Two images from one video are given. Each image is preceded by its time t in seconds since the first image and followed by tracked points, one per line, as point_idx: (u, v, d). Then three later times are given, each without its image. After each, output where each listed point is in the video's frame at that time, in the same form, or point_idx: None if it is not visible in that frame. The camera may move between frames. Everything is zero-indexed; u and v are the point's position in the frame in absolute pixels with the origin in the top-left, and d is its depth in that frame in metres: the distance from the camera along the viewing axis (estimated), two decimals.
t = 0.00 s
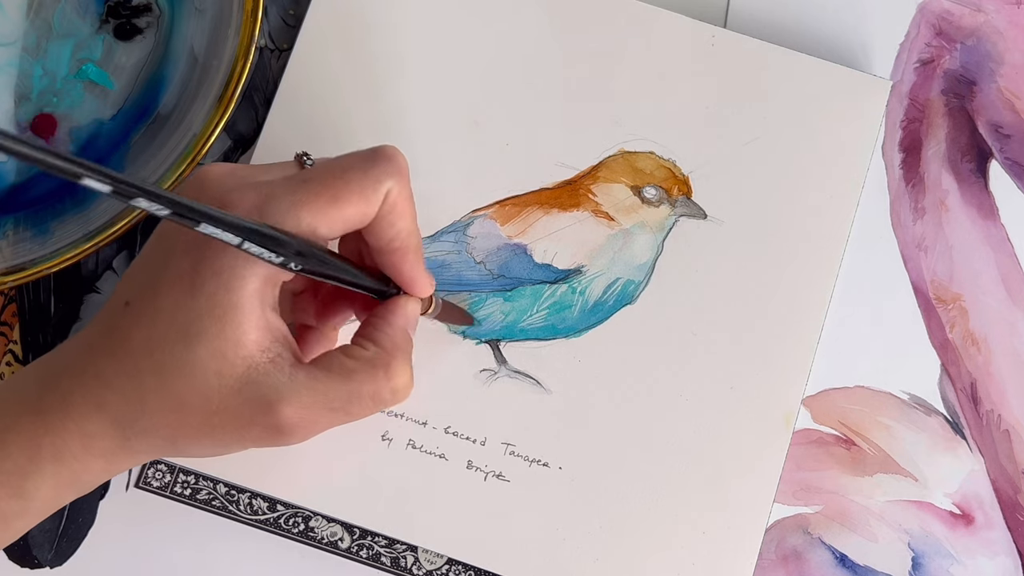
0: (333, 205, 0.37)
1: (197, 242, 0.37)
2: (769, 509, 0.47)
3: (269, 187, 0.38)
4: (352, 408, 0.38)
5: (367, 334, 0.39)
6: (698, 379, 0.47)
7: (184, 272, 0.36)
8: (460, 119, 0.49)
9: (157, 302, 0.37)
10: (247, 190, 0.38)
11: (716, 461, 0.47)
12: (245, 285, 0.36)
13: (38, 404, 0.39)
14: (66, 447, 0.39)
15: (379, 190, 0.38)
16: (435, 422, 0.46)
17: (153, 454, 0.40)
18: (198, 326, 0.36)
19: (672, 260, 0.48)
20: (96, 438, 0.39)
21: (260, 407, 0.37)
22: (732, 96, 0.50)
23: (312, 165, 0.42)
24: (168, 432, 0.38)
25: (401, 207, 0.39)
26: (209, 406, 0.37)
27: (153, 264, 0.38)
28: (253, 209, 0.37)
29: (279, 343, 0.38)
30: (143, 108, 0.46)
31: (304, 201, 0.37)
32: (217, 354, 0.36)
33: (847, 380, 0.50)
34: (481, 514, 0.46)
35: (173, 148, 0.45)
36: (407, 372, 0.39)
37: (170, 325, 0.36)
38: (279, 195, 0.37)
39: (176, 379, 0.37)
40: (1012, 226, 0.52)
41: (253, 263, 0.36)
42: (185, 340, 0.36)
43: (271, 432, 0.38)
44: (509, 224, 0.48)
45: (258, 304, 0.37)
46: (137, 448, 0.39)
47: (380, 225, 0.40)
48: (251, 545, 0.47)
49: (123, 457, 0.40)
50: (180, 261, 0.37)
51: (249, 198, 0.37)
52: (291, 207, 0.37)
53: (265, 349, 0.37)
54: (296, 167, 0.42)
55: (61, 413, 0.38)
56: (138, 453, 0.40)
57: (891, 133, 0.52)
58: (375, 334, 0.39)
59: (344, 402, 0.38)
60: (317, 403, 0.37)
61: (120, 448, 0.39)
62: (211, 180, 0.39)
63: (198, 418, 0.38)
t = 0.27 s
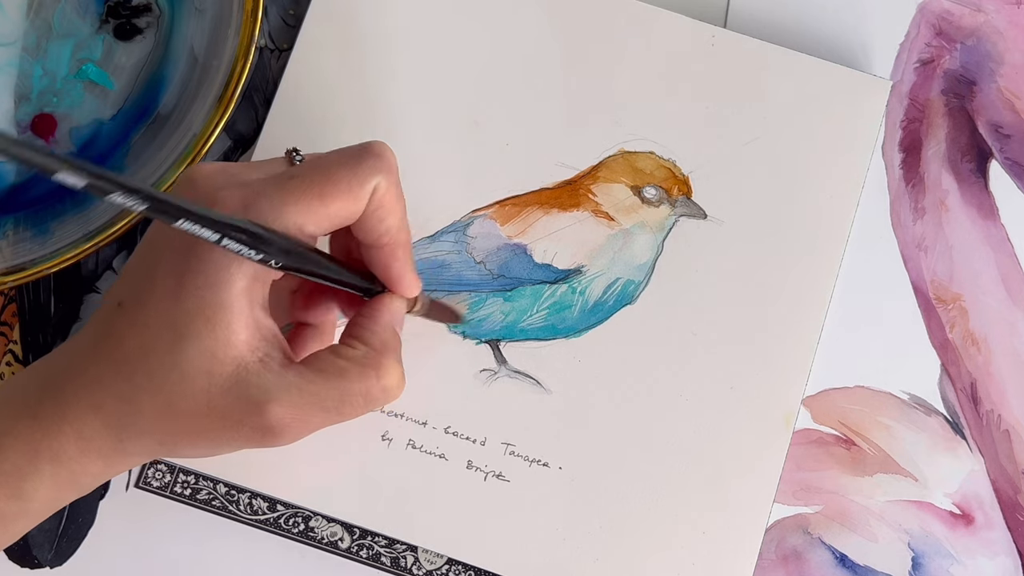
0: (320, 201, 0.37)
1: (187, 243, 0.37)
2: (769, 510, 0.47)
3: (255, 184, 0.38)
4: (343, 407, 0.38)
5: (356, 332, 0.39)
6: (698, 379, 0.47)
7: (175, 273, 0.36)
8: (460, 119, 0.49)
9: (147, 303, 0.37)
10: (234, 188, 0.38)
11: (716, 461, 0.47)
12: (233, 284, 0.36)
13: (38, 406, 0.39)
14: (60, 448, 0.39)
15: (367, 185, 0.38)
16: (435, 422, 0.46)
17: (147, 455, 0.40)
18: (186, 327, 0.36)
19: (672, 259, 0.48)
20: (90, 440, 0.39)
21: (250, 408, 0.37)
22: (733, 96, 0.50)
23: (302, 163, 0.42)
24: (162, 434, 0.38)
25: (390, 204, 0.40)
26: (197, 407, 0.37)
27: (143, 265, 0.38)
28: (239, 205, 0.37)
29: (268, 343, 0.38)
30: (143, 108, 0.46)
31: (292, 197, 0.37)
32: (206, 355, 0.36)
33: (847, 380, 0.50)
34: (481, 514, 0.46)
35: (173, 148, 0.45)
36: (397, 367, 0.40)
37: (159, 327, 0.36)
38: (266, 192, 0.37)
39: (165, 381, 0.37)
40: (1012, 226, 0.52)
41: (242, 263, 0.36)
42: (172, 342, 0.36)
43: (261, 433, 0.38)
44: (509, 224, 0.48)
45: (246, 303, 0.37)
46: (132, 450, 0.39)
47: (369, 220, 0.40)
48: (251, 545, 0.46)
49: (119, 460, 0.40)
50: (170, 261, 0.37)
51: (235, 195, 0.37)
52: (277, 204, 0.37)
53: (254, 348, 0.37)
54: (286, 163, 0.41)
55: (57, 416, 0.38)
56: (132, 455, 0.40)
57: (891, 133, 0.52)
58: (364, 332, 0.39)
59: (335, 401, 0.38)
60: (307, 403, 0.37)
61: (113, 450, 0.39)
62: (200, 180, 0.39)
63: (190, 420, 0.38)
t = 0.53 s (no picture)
0: (351, 224, 0.37)
1: (214, 256, 0.36)
2: (769, 509, 0.47)
3: (286, 201, 0.37)
4: (368, 421, 0.39)
5: (376, 349, 0.40)
6: (698, 379, 0.47)
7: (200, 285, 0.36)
8: (460, 119, 0.49)
9: (170, 313, 0.37)
10: (264, 204, 0.37)
11: (716, 461, 0.47)
12: (262, 299, 0.36)
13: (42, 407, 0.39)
14: (69, 454, 0.39)
15: (398, 212, 0.38)
16: (435, 422, 0.46)
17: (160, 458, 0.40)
18: (214, 338, 0.36)
19: (672, 259, 0.48)
20: (104, 446, 0.39)
21: (277, 421, 0.37)
22: (732, 96, 0.50)
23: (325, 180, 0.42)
24: (180, 443, 0.38)
25: (414, 230, 0.40)
26: (222, 418, 0.37)
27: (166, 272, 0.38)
28: (270, 224, 0.36)
29: (294, 356, 0.38)
30: (143, 109, 0.46)
31: (323, 219, 0.37)
32: (235, 367, 0.36)
33: (847, 380, 0.50)
34: (481, 514, 0.46)
35: (173, 148, 0.45)
36: (418, 386, 0.40)
37: (184, 337, 0.36)
38: (297, 212, 0.37)
39: (190, 390, 0.37)
40: (1012, 226, 0.52)
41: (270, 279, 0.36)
42: (200, 353, 0.36)
43: (284, 445, 0.38)
44: (509, 224, 0.48)
45: (275, 317, 0.37)
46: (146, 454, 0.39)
47: (391, 244, 0.40)
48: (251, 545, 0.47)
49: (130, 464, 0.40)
50: (194, 272, 0.37)
51: (267, 211, 0.37)
52: (308, 226, 0.37)
53: (283, 361, 0.37)
54: (307, 180, 0.42)
55: (68, 422, 0.38)
56: (147, 461, 0.40)
57: (891, 134, 0.52)
58: (384, 349, 0.40)
59: (360, 416, 0.39)
60: (333, 417, 0.38)
61: (128, 457, 0.39)
62: (224, 190, 0.39)
63: (212, 428, 0.38)
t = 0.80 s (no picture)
0: (343, 214, 0.37)
1: (211, 253, 0.36)
2: (769, 510, 0.47)
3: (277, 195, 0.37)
4: (373, 409, 0.40)
5: (375, 337, 0.40)
6: (698, 379, 0.47)
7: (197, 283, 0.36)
8: (460, 119, 0.49)
9: (169, 313, 0.37)
10: (255, 199, 0.37)
11: (716, 461, 0.47)
12: (260, 294, 0.36)
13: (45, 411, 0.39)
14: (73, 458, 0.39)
15: (389, 200, 0.39)
16: (435, 422, 0.46)
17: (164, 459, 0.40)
18: (215, 336, 0.36)
19: (672, 259, 0.48)
20: (109, 450, 0.39)
21: (283, 415, 0.38)
22: (733, 96, 0.50)
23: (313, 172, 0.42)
24: (186, 443, 0.39)
25: (403, 217, 0.40)
26: (228, 415, 0.38)
27: (163, 271, 0.38)
28: (263, 219, 0.37)
29: (295, 350, 0.38)
30: (143, 109, 0.46)
31: (315, 211, 0.37)
32: (237, 364, 0.37)
33: (847, 380, 0.50)
34: (481, 514, 0.46)
35: (173, 148, 0.45)
36: (419, 372, 0.41)
37: (184, 336, 0.36)
38: (290, 206, 0.37)
39: (193, 390, 0.37)
40: (1012, 226, 0.52)
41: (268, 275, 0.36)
42: (201, 351, 0.36)
43: (291, 438, 0.38)
44: (509, 224, 0.48)
45: (274, 311, 0.37)
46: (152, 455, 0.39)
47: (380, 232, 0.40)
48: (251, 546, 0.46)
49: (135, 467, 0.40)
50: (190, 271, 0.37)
51: (258, 207, 0.37)
52: (301, 220, 0.37)
53: (285, 356, 0.38)
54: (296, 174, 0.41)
55: (71, 425, 0.38)
56: (152, 462, 0.40)
57: (891, 134, 0.52)
58: (383, 337, 0.40)
59: (367, 404, 0.39)
60: (339, 407, 0.38)
61: (133, 459, 0.39)
62: (216, 187, 0.39)
63: (220, 427, 0.38)
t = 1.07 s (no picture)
0: (307, 196, 0.37)
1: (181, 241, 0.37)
2: (770, 509, 0.47)
3: (245, 179, 0.38)
4: (336, 405, 0.38)
5: (348, 330, 0.39)
6: (698, 379, 0.47)
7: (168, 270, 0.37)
8: (460, 119, 0.49)
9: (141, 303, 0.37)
10: (222, 183, 0.38)
11: (716, 461, 0.47)
12: (225, 277, 0.36)
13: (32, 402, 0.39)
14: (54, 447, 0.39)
15: (356, 180, 0.38)
16: (435, 422, 0.46)
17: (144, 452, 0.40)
18: (179, 323, 0.36)
19: (672, 259, 0.48)
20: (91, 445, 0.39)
21: (241, 405, 0.36)
22: (733, 97, 0.50)
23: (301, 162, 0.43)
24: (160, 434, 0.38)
25: (377, 199, 0.40)
26: (192, 406, 0.37)
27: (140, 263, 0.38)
28: (227, 201, 0.37)
29: (258, 340, 0.38)
30: (143, 109, 0.46)
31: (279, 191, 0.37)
32: (200, 353, 0.36)
33: (847, 380, 0.50)
34: (482, 514, 0.46)
35: (173, 149, 0.45)
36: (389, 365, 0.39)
37: (153, 323, 0.37)
38: (256, 188, 0.37)
39: (161, 378, 0.37)
40: (1013, 226, 0.52)
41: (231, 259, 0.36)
42: (167, 339, 0.36)
43: (254, 431, 0.37)
44: (509, 224, 0.48)
45: (237, 298, 0.37)
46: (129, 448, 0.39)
47: (357, 216, 0.40)
48: (251, 545, 0.46)
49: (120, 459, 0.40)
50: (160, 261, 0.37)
51: (225, 190, 0.38)
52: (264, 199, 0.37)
53: (246, 345, 0.37)
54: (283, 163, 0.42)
55: (50, 415, 0.38)
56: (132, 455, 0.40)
57: (891, 134, 0.52)
58: (353, 330, 0.39)
59: (326, 398, 0.38)
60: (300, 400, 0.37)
61: (110, 450, 0.39)
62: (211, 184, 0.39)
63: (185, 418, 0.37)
